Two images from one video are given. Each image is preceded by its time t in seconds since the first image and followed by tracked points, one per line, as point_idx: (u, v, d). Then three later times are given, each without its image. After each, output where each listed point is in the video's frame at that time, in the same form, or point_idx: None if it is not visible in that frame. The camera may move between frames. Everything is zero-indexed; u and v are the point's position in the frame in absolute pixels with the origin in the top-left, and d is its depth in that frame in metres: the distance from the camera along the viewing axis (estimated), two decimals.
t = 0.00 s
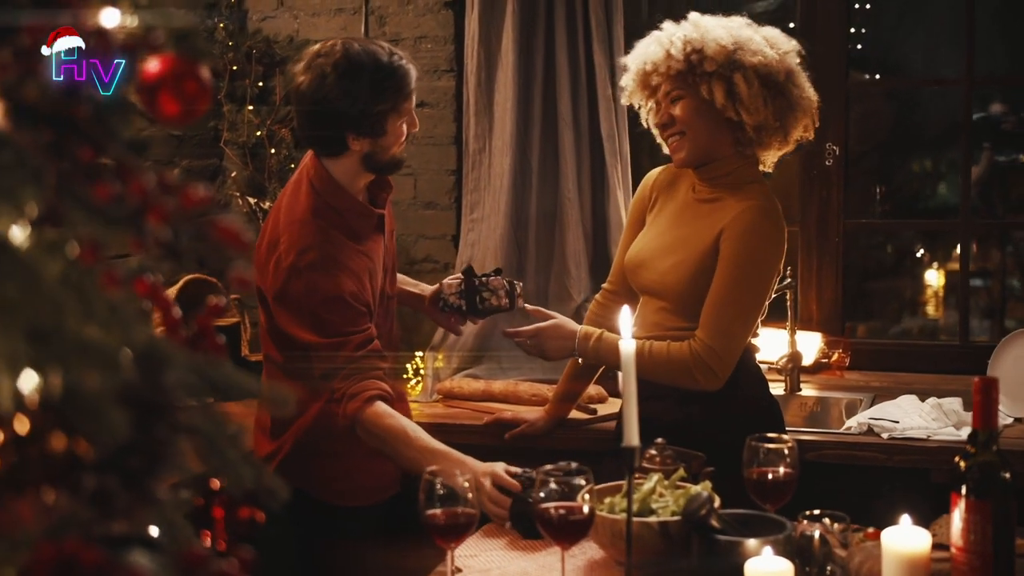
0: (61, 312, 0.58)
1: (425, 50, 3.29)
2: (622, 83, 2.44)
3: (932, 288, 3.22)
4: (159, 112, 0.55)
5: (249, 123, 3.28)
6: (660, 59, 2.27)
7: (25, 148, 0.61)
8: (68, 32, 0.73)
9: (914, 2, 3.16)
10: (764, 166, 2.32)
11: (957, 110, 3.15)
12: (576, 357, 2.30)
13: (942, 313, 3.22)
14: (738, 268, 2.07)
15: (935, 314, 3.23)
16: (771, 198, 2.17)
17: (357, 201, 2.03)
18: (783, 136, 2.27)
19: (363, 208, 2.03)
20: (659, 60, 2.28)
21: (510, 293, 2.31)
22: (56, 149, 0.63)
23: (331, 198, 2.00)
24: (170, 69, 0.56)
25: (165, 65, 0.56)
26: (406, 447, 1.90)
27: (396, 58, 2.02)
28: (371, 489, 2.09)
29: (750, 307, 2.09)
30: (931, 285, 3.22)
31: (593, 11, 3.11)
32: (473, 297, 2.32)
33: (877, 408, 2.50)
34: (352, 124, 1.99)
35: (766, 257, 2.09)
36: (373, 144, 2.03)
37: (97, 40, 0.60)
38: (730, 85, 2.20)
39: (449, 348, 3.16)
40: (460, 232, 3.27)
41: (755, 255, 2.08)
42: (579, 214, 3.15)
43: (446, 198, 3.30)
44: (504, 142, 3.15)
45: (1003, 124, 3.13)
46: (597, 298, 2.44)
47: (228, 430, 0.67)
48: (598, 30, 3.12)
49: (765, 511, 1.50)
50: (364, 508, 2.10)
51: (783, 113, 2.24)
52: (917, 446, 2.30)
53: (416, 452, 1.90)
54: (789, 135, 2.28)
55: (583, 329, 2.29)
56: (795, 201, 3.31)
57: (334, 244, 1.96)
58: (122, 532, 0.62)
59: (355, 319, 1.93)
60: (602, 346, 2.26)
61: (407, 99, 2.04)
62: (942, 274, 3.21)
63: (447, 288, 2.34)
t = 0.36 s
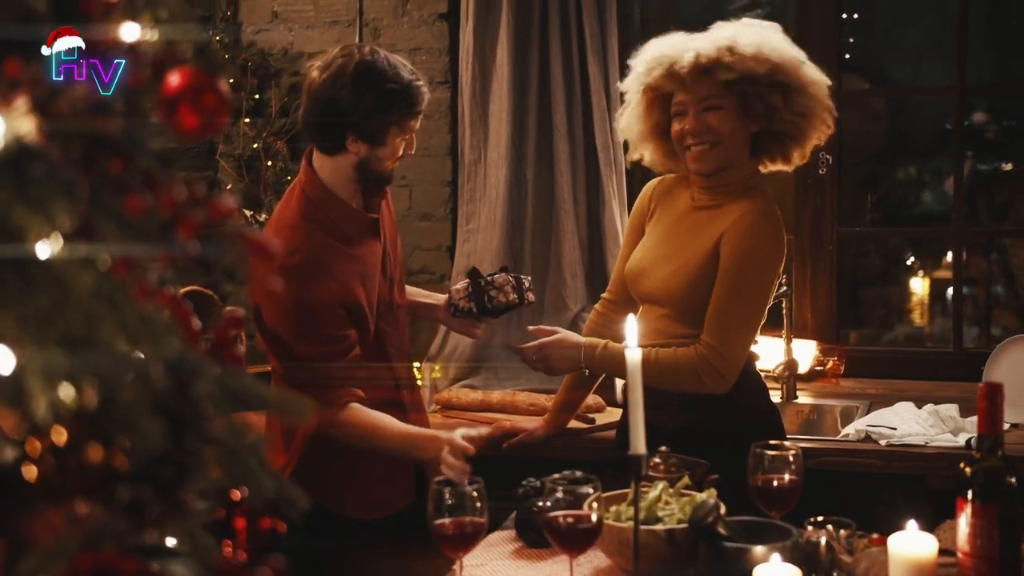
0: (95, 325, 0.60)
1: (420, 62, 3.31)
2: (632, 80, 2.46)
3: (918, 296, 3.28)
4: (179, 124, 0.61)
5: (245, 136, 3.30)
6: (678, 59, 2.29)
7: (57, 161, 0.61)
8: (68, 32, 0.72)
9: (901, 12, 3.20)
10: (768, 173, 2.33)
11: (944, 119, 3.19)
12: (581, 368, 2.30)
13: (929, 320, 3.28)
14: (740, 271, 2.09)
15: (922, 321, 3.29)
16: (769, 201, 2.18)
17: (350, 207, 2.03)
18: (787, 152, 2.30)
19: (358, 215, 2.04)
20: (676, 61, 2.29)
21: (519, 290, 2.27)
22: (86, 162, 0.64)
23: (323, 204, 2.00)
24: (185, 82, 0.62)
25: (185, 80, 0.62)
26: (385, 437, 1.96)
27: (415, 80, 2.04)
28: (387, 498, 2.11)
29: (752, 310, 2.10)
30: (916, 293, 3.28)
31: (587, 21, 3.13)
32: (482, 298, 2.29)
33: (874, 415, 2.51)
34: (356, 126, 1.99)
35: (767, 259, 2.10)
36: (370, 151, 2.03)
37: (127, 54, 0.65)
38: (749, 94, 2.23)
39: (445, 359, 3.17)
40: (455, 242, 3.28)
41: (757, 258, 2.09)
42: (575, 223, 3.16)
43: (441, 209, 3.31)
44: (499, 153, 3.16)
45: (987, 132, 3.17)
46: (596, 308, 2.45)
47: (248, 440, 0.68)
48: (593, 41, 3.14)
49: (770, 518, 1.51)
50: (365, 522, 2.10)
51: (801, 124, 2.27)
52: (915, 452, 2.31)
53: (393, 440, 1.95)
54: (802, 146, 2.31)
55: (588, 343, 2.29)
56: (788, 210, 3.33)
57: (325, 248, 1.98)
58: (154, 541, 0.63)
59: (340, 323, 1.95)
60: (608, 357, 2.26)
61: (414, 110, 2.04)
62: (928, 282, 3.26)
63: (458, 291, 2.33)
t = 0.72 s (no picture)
0: (116, 328, 0.61)
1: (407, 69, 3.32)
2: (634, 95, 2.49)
3: (895, 302, 3.29)
4: (189, 129, 0.62)
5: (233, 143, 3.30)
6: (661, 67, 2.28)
7: (78, 168, 0.62)
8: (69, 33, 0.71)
9: (882, 20, 3.23)
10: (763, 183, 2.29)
11: (926, 127, 3.22)
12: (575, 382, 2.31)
13: (905, 326, 3.29)
14: (732, 281, 2.10)
15: (899, 327, 3.30)
16: (761, 210, 2.19)
17: (353, 210, 2.08)
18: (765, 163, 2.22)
19: (349, 212, 2.07)
20: (659, 70, 2.28)
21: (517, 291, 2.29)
22: (107, 168, 0.65)
23: (319, 201, 2.05)
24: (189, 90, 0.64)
25: (197, 88, 0.62)
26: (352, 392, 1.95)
27: (411, 79, 2.05)
28: (390, 499, 2.15)
29: (746, 319, 2.12)
30: (893, 298, 3.29)
31: (575, 29, 3.15)
32: (477, 302, 2.30)
33: (862, 420, 2.54)
34: (350, 116, 2.00)
35: (760, 268, 2.12)
36: (365, 143, 2.04)
37: (145, 63, 0.67)
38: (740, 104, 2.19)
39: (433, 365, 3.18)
40: (443, 249, 3.28)
41: (749, 268, 2.11)
42: (563, 231, 3.18)
43: (429, 216, 3.31)
44: (488, 160, 3.16)
45: (963, 138, 3.20)
46: (589, 313, 2.48)
47: (258, 445, 0.68)
48: (581, 48, 3.16)
49: (764, 522, 1.53)
50: (366, 524, 2.15)
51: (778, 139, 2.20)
52: (902, 456, 2.34)
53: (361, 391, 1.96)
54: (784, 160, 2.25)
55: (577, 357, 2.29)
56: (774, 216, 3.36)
57: (315, 243, 2.02)
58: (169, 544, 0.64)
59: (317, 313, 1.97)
60: (602, 367, 2.28)
61: (409, 109, 2.03)
62: (906, 288, 3.27)
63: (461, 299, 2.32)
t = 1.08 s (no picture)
0: (113, 339, 0.61)
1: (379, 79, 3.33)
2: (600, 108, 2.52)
3: (859, 308, 3.33)
4: (177, 140, 0.61)
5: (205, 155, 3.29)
6: (665, 65, 2.30)
7: (75, 179, 0.62)
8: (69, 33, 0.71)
9: (848, 29, 3.28)
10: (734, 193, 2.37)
11: (891, 134, 3.27)
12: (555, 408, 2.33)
13: (869, 331, 3.33)
14: (706, 286, 2.12)
15: (863, 332, 3.34)
16: (732, 215, 2.21)
17: (335, 212, 2.23)
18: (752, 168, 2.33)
19: (331, 213, 2.22)
20: (658, 69, 2.30)
21: (487, 305, 2.36)
22: (103, 179, 0.65)
23: (301, 203, 2.21)
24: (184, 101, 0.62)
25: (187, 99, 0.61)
26: (334, 373, 2.10)
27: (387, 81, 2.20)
28: (370, 498, 2.25)
29: (720, 324, 2.13)
30: (858, 304, 3.33)
31: (546, 37, 3.17)
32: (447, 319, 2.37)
33: (833, 424, 2.57)
34: (330, 117, 2.14)
35: (732, 273, 2.13)
36: (345, 143, 2.18)
37: (140, 78, 0.65)
38: (698, 99, 2.25)
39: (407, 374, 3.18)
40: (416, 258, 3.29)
41: (721, 272, 2.13)
42: (535, 239, 3.19)
43: (402, 225, 3.33)
44: (460, 169, 3.17)
45: (926, 146, 3.25)
46: (562, 321, 2.49)
47: (249, 454, 0.68)
48: (552, 56, 3.17)
49: (741, 525, 1.55)
50: (349, 526, 2.24)
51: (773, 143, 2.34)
52: (873, 460, 2.37)
53: (340, 367, 2.10)
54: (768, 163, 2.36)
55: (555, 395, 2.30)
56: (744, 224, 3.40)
57: (300, 242, 2.19)
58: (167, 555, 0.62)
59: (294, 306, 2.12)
60: (579, 390, 2.28)
61: (388, 112, 2.19)
62: (869, 292, 3.32)
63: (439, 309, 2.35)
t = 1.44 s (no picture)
0: (95, 341, 0.62)
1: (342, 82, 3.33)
2: (557, 110, 2.54)
3: (817, 308, 3.38)
4: (152, 147, 0.62)
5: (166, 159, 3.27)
6: (612, 69, 2.30)
7: (55, 186, 0.61)
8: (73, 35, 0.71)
9: (805, 32, 3.33)
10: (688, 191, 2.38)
11: (850, 137, 3.32)
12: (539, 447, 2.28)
13: (827, 331, 3.38)
14: (669, 289, 2.13)
15: (821, 332, 3.39)
16: (690, 214, 2.23)
17: (313, 208, 2.27)
18: (701, 168, 2.33)
19: (311, 209, 2.27)
20: (606, 73, 2.31)
21: (444, 317, 2.22)
22: (83, 183, 0.64)
23: (281, 198, 2.26)
24: (163, 109, 0.63)
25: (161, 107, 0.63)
26: (298, 365, 2.13)
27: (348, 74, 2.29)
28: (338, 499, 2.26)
29: (687, 324, 2.15)
30: (815, 305, 3.39)
31: (509, 41, 3.18)
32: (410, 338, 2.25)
33: (797, 424, 2.60)
34: (299, 110, 2.23)
35: (695, 273, 2.15)
36: (318, 134, 2.25)
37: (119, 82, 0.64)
38: (640, 102, 2.26)
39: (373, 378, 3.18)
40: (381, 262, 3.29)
41: (684, 273, 2.14)
42: (500, 242, 3.20)
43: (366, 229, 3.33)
44: (425, 172, 3.17)
45: (883, 148, 3.30)
46: (528, 323, 2.50)
47: (224, 458, 0.67)
48: (515, 60, 3.19)
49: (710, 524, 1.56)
50: (322, 523, 2.25)
51: (721, 142, 2.34)
52: (836, 458, 2.40)
53: (304, 363, 2.13)
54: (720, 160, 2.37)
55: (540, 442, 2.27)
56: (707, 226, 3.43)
57: (278, 238, 2.23)
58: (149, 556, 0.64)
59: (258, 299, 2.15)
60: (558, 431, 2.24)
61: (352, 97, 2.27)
62: (827, 295, 3.37)
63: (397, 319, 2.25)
